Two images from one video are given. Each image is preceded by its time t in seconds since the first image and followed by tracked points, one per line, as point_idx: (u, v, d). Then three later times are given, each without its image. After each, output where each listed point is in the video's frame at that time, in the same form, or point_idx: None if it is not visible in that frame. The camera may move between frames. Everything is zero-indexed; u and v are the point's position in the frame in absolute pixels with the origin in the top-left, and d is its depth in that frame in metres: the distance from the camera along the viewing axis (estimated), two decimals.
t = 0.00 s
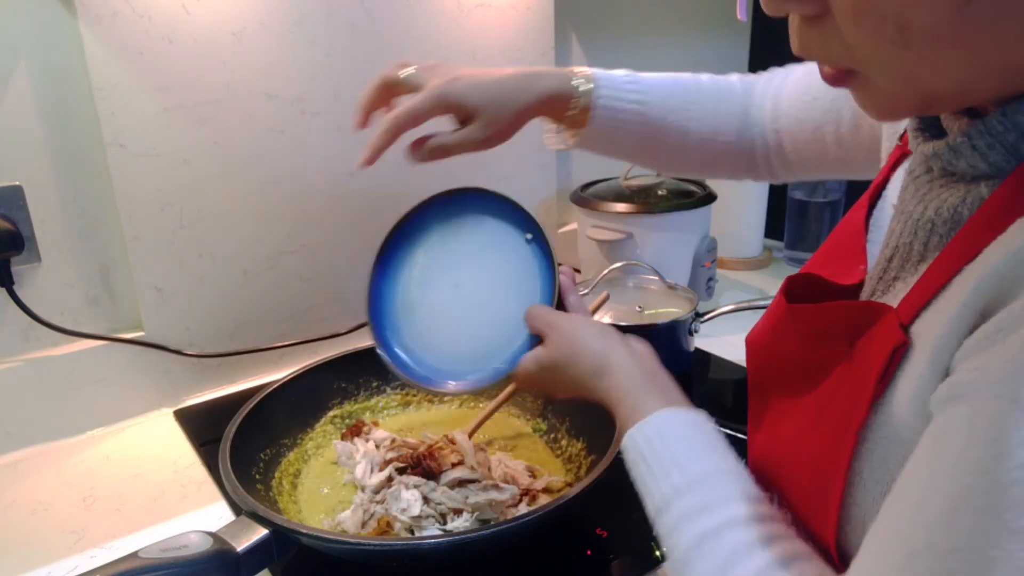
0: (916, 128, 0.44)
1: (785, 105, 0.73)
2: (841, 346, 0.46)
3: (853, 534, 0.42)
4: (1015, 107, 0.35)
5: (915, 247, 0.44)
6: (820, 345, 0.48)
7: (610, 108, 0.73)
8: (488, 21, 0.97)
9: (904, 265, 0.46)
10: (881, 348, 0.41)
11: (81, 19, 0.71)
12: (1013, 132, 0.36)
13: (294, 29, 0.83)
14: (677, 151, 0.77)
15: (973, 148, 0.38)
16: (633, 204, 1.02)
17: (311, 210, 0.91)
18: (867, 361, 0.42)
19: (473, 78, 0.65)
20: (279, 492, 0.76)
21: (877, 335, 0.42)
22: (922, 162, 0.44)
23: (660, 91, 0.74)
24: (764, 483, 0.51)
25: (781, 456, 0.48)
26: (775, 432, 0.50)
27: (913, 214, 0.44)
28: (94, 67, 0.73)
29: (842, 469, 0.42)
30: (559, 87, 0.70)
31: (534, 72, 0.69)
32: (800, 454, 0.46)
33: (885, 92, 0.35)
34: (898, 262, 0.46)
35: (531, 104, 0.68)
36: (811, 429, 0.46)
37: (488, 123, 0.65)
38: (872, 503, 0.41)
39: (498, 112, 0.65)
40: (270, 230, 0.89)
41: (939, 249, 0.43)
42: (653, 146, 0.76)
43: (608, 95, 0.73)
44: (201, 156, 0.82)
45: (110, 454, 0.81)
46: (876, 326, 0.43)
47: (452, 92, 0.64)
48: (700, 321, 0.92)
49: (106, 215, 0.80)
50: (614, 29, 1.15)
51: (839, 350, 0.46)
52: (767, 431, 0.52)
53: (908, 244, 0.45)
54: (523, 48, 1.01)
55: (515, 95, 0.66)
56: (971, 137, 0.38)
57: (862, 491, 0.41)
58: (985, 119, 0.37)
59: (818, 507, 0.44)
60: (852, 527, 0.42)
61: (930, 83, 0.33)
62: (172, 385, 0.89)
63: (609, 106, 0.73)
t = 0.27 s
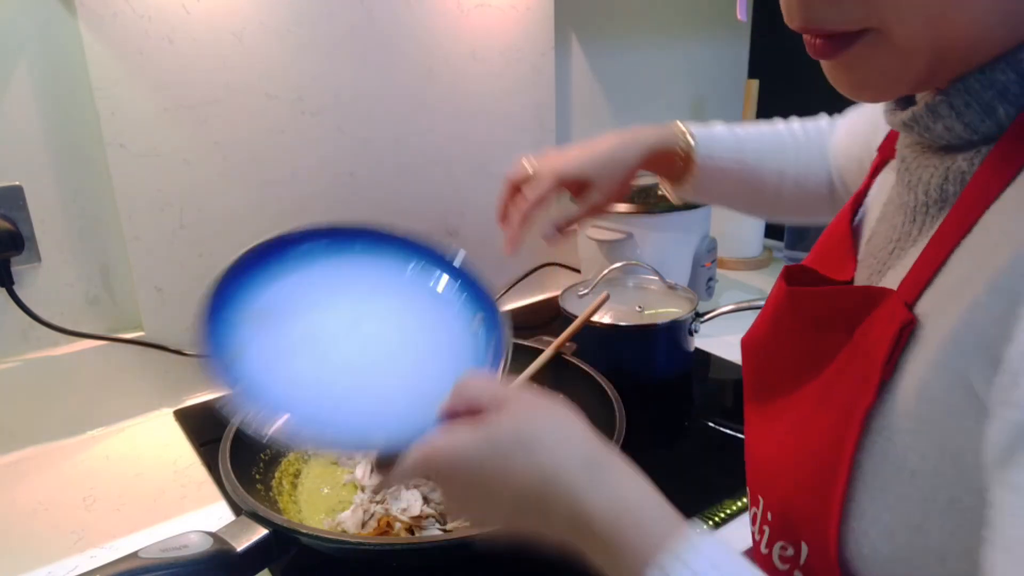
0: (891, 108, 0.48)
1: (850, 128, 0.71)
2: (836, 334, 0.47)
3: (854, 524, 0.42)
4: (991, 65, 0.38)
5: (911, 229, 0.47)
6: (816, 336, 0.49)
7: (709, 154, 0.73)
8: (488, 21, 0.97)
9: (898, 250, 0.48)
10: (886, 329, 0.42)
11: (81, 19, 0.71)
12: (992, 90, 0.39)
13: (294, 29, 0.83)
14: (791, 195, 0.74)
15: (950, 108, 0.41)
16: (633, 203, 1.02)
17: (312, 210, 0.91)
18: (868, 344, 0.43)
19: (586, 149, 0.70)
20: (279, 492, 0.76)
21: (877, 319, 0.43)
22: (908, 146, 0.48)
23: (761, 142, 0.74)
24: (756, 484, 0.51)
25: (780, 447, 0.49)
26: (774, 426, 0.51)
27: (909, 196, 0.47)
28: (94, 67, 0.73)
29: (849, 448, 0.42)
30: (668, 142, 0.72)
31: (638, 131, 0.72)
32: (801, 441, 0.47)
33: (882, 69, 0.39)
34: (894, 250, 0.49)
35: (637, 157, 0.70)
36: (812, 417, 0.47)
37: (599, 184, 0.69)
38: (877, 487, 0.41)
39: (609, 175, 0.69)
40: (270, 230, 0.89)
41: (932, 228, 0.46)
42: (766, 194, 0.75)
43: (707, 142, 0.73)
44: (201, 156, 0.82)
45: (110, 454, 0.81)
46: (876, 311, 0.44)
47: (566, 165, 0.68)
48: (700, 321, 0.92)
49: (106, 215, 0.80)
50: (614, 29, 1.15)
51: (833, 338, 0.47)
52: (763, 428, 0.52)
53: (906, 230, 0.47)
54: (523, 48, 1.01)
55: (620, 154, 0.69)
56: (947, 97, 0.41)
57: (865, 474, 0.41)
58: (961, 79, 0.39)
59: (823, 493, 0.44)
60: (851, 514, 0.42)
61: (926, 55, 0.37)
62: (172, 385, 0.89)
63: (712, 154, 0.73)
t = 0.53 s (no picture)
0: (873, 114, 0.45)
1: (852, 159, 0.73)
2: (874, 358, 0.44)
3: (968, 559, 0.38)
4: (1007, 53, 0.35)
5: (920, 238, 0.44)
6: (850, 363, 0.46)
7: (751, 217, 0.73)
8: (488, 21, 0.97)
9: (904, 261, 0.46)
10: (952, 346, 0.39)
11: (81, 18, 0.71)
12: (1010, 79, 0.35)
13: (294, 29, 0.83)
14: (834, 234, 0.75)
15: (962, 104, 0.37)
16: (633, 203, 1.02)
17: (312, 210, 0.91)
18: (932, 366, 0.40)
19: (632, 224, 0.72)
20: (279, 493, 0.76)
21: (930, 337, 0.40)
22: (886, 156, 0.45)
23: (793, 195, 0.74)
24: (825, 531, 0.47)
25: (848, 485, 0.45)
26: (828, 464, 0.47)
27: (913, 205, 0.44)
28: (94, 67, 0.73)
29: (945, 475, 0.39)
30: (708, 209, 0.73)
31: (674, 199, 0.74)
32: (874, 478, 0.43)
33: (882, 75, 0.36)
34: (897, 262, 0.46)
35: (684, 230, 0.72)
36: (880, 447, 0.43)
37: (647, 259, 0.71)
38: (989, 512, 0.37)
39: (655, 248, 0.71)
40: (270, 230, 0.89)
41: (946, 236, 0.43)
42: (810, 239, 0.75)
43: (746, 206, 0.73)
44: (201, 156, 0.82)
45: (110, 454, 0.81)
46: (923, 330, 0.41)
47: (616, 243, 0.71)
48: (700, 321, 0.92)
49: (106, 215, 0.80)
50: (614, 29, 1.15)
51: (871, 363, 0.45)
52: (813, 469, 0.48)
53: (912, 238, 0.45)
54: (523, 48, 1.01)
55: (667, 226, 0.71)
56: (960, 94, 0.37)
57: (969, 501, 0.38)
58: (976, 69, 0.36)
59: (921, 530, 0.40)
60: (959, 547, 0.38)
61: (934, 63, 0.35)
62: (172, 385, 0.89)
63: (755, 219, 0.72)
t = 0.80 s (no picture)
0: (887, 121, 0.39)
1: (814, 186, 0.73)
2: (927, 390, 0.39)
3: None
4: None
5: (965, 251, 0.38)
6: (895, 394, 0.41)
7: (713, 248, 0.73)
8: (488, 21, 0.97)
9: (945, 279, 0.40)
10: None
11: (81, 19, 0.71)
12: None
13: (294, 29, 0.83)
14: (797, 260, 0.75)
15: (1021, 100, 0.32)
16: (633, 203, 1.02)
17: (312, 210, 0.91)
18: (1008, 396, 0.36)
19: (596, 254, 0.71)
20: (279, 492, 0.76)
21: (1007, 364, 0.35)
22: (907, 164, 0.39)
23: (758, 222, 0.74)
24: None
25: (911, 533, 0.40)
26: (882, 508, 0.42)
27: (949, 215, 0.38)
28: (94, 67, 0.73)
29: None
30: (671, 240, 0.73)
31: (640, 232, 0.73)
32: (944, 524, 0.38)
33: (931, 62, 0.29)
34: (936, 278, 0.40)
35: (649, 261, 0.71)
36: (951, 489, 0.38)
37: (612, 288, 0.70)
38: None
39: (611, 282, 0.70)
40: (270, 230, 0.89)
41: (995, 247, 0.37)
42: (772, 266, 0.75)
43: (708, 236, 0.72)
44: (201, 156, 0.82)
45: (110, 454, 0.81)
46: (995, 355, 0.36)
47: (579, 271, 0.70)
48: (699, 321, 0.92)
49: (106, 214, 0.80)
50: (614, 29, 1.15)
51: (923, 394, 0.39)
52: (862, 514, 0.43)
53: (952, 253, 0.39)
54: (523, 48, 1.01)
55: (632, 254, 0.70)
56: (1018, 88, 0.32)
57: None
58: None
59: None
60: None
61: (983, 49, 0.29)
62: (172, 385, 0.89)
63: (716, 249, 0.72)
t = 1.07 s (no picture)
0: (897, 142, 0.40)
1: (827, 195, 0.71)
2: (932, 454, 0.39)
3: None
4: None
5: (979, 298, 0.38)
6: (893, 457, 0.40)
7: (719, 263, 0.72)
8: (488, 21, 0.97)
9: (955, 327, 0.39)
10: None
11: (81, 19, 0.71)
12: None
13: (293, 29, 0.83)
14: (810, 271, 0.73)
15: None
16: (633, 203, 1.02)
17: (312, 211, 0.91)
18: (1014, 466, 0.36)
19: (597, 268, 0.74)
20: (279, 492, 0.76)
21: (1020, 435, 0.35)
22: (927, 191, 0.39)
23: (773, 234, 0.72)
24: None
25: None
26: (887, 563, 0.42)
27: (964, 253, 0.38)
28: (94, 67, 0.73)
29: None
30: (672, 256, 0.73)
31: (643, 245, 0.74)
32: None
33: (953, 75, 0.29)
34: (945, 325, 0.40)
35: (648, 278, 0.72)
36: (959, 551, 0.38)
37: (611, 304, 0.73)
38: None
39: (609, 297, 0.73)
40: (270, 231, 0.89)
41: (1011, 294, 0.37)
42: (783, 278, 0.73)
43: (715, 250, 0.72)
44: (201, 156, 0.82)
45: (109, 454, 0.81)
46: (1000, 423, 0.36)
47: (581, 286, 0.73)
48: (699, 320, 0.92)
49: (106, 214, 0.80)
50: (615, 29, 1.15)
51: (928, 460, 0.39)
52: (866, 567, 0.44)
53: (967, 296, 0.38)
54: (523, 48, 1.01)
55: (630, 271, 0.72)
56: None
57: None
58: None
59: None
60: None
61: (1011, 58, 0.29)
62: (172, 385, 0.89)
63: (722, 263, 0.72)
